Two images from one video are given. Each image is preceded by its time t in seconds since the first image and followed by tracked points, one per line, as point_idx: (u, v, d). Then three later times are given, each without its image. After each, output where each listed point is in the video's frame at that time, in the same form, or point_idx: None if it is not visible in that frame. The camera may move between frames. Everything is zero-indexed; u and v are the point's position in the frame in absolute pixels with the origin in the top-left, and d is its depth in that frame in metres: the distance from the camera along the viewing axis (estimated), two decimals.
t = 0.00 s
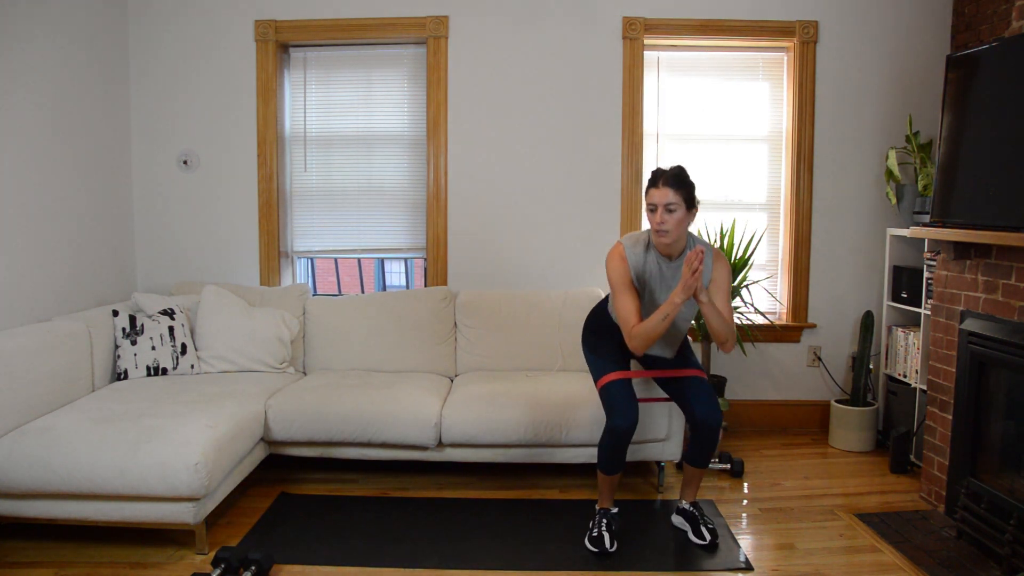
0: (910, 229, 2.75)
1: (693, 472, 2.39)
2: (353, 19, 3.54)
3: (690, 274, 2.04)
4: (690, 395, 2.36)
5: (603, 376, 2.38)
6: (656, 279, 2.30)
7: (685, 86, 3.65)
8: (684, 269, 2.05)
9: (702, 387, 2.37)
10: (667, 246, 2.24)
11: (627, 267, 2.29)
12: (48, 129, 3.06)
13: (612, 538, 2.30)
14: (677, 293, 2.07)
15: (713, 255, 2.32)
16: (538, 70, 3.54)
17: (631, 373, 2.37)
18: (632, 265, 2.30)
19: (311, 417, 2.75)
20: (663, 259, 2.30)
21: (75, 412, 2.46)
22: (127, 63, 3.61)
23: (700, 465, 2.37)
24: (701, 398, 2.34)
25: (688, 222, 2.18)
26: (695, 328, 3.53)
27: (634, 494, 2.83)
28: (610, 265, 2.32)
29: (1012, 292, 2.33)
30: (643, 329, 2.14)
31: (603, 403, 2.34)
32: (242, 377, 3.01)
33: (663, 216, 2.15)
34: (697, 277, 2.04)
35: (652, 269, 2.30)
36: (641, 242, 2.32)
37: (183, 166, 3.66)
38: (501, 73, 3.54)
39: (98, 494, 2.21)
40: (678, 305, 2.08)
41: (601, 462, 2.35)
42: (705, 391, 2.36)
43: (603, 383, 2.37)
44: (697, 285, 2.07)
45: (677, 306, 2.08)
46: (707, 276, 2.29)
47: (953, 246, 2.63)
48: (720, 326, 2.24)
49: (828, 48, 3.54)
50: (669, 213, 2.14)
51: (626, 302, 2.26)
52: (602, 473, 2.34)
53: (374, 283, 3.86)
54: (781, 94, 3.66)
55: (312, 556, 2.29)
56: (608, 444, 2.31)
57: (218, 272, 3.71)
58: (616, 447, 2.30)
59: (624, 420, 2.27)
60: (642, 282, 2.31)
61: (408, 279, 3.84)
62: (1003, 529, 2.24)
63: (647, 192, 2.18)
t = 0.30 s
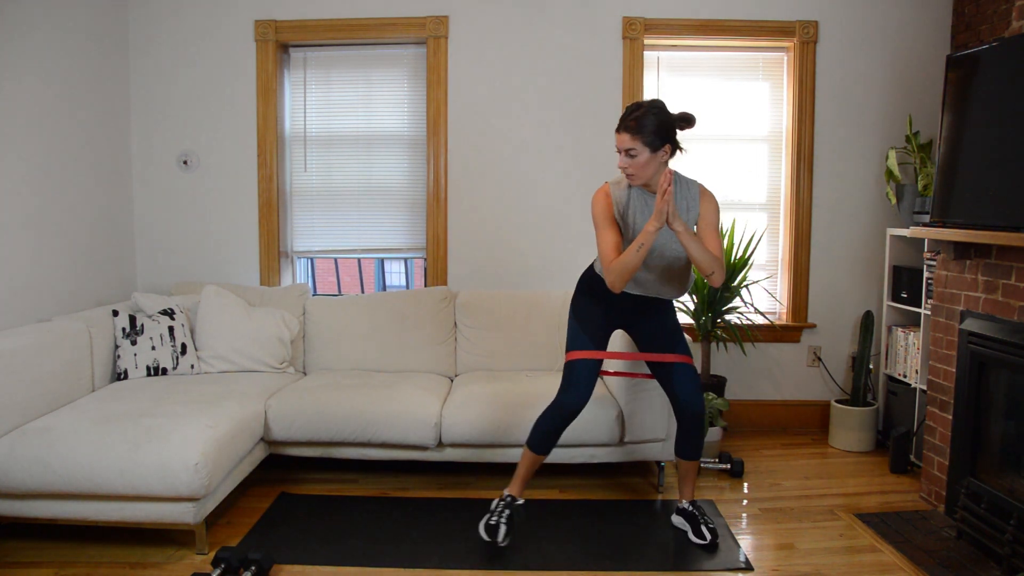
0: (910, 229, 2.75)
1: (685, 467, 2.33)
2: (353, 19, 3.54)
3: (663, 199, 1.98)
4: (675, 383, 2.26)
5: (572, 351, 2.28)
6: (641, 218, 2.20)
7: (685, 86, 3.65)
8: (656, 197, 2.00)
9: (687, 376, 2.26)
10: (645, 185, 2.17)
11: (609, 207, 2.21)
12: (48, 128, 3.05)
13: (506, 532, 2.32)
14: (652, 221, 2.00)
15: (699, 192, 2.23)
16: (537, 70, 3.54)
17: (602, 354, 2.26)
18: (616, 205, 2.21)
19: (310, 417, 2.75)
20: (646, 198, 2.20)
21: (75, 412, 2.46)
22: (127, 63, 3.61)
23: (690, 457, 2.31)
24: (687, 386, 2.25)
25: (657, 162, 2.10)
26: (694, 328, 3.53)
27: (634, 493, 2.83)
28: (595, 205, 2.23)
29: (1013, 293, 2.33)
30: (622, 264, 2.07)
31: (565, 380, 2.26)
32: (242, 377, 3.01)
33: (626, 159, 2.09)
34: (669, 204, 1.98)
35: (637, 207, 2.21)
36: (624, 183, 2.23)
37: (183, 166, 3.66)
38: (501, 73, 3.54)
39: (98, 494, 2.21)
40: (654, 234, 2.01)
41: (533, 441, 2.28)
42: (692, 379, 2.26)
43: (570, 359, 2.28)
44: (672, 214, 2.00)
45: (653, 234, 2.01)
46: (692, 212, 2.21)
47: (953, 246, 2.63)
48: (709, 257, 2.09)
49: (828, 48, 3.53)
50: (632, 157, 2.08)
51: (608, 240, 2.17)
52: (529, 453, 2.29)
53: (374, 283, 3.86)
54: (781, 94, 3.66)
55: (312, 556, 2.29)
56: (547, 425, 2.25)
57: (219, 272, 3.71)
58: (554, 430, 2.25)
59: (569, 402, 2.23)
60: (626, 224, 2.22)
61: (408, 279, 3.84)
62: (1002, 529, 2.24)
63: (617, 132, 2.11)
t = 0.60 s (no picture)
0: (910, 229, 2.75)
1: (675, 473, 2.32)
2: (353, 19, 3.54)
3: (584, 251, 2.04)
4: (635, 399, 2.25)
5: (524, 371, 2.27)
6: (573, 260, 2.24)
7: (685, 86, 3.65)
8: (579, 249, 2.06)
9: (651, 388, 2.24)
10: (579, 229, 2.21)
11: (546, 247, 2.25)
12: (47, 128, 3.05)
13: (486, 538, 2.29)
14: (574, 271, 2.07)
15: (637, 237, 2.24)
16: (537, 70, 3.54)
17: (555, 371, 2.25)
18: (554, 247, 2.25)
19: (310, 417, 2.75)
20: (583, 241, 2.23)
21: (75, 412, 2.46)
22: (127, 63, 3.61)
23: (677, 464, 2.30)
24: (651, 399, 2.24)
25: (593, 208, 2.13)
26: (694, 328, 3.54)
27: (633, 493, 2.83)
28: (535, 244, 2.28)
29: (1013, 293, 2.33)
30: (543, 309, 2.15)
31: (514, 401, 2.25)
32: (242, 377, 3.01)
33: (561, 202, 2.13)
34: (590, 257, 2.04)
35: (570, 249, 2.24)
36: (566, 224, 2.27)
37: (183, 166, 3.66)
38: (501, 73, 3.54)
39: (98, 494, 2.21)
40: (574, 285, 2.08)
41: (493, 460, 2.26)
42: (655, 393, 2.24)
43: (520, 379, 2.28)
44: (593, 266, 2.06)
45: (573, 284, 2.08)
46: (628, 258, 2.22)
47: (953, 246, 2.63)
48: (631, 308, 2.11)
49: (828, 48, 3.54)
50: (566, 200, 2.12)
51: (540, 283, 2.23)
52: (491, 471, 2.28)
53: (374, 283, 3.86)
54: (781, 94, 3.66)
55: (311, 556, 2.29)
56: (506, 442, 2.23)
57: (218, 271, 3.70)
58: (511, 445, 2.23)
59: (525, 418, 2.21)
60: (558, 264, 2.25)
61: (408, 279, 3.84)
62: (1003, 529, 2.24)
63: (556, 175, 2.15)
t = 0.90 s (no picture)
0: (911, 229, 2.75)
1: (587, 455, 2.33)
2: (353, 19, 3.54)
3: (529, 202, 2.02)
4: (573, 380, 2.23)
5: (484, 358, 2.25)
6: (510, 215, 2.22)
7: (685, 86, 3.65)
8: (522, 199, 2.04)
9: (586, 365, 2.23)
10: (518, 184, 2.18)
11: (482, 206, 2.23)
12: (47, 128, 3.05)
13: (486, 538, 2.28)
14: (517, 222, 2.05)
15: (572, 189, 2.24)
16: (537, 70, 3.54)
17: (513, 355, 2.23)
18: (490, 204, 2.23)
19: (310, 417, 2.75)
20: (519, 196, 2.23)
21: (75, 412, 2.46)
22: (127, 63, 3.61)
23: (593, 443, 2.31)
24: (584, 376, 2.23)
25: (539, 162, 2.10)
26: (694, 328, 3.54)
27: (632, 493, 2.84)
28: (469, 204, 2.24)
29: (1013, 293, 2.33)
30: (485, 262, 2.12)
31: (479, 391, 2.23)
32: (242, 377, 3.01)
33: (507, 161, 2.08)
34: (534, 206, 2.03)
35: (507, 205, 2.23)
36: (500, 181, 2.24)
37: (183, 165, 3.66)
38: (500, 73, 3.54)
39: (97, 494, 2.21)
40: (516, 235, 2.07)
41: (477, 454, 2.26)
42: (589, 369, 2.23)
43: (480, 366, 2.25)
44: (536, 213, 2.04)
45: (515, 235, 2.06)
46: (565, 210, 2.21)
47: (953, 246, 2.63)
48: (576, 255, 2.09)
49: (827, 48, 3.54)
50: (516, 159, 2.06)
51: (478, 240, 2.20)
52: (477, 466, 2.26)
53: (374, 283, 3.86)
54: (781, 94, 3.66)
55: (312, 556, 2.29)
56: (482, 435, 2.22)
57: (218, 271, 3.70)
58: (487, 437, 2.23)
59: (494, 405, 2.19)
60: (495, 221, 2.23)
61: (408, 279, 3.84)
62: (1003, 529, 2.24)
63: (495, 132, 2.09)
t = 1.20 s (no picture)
0: (910, 229, 2.75)
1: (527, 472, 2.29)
2: (353, 19, 3.54)
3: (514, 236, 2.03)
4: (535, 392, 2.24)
5: (461, 368, 2.26)
6: (493, 240, 2.23)
7: (685, 87, 3.65)
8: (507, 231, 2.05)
9: (547, 386, 2.23)
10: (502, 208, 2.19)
11: (466, 229, 2.22)
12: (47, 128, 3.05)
13: (486, 538, 2.28)
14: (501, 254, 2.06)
15: (556, 217, 2.24)
16: (537, 70, 3.54)
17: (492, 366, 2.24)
18: (473, 229, 2.23)
19: (310, 417, 2.75)
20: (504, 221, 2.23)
21: (75, 412, 2.46)
22: (127, 63, 3.62)
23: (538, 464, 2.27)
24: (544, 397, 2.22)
25: (523, 189, 2.11)
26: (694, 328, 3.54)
27: (633, 493, 2.84)
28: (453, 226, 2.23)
29: (1013, 293, 2.33)
30: (467, 291, 2.13)
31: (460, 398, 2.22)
32: (242, 377, 3.01)
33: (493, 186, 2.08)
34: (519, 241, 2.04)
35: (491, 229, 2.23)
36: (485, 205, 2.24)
37: (183, 166, 3.66)
38: (500, 73, 3.54)
39: (98, 494, 2.21)
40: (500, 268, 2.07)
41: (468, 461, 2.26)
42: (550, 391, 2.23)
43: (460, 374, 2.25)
44: (519, 249, 2.05)
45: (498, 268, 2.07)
46: (548, 238, 2.22)
47: (953, 246, 2.63)
48: (557, 290, 2.11)
49: (827, 48, 3.54)
50: (502, 185, 2.07)
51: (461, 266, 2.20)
52: (469, 470, 2.27)
53: (374, 283, 3.85)
54: (781, 94, 3.66)
55: (312, 556, 2.29)
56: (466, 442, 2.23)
57: (218, 271, 3.70)
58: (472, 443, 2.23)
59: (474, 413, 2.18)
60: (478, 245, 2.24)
61: (408, 279, 3.83)
62: (1003, 529, 2.24)
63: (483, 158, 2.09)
